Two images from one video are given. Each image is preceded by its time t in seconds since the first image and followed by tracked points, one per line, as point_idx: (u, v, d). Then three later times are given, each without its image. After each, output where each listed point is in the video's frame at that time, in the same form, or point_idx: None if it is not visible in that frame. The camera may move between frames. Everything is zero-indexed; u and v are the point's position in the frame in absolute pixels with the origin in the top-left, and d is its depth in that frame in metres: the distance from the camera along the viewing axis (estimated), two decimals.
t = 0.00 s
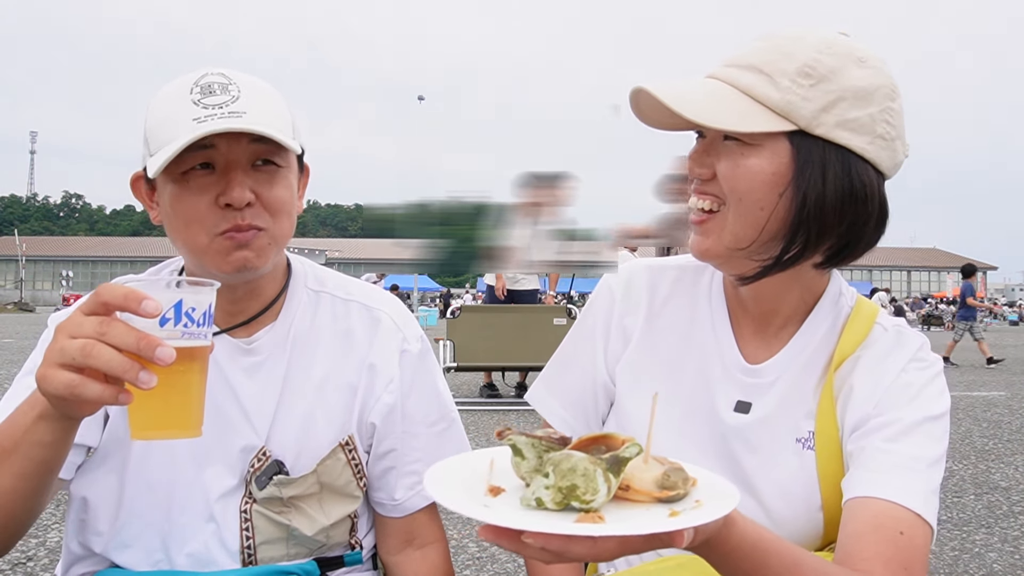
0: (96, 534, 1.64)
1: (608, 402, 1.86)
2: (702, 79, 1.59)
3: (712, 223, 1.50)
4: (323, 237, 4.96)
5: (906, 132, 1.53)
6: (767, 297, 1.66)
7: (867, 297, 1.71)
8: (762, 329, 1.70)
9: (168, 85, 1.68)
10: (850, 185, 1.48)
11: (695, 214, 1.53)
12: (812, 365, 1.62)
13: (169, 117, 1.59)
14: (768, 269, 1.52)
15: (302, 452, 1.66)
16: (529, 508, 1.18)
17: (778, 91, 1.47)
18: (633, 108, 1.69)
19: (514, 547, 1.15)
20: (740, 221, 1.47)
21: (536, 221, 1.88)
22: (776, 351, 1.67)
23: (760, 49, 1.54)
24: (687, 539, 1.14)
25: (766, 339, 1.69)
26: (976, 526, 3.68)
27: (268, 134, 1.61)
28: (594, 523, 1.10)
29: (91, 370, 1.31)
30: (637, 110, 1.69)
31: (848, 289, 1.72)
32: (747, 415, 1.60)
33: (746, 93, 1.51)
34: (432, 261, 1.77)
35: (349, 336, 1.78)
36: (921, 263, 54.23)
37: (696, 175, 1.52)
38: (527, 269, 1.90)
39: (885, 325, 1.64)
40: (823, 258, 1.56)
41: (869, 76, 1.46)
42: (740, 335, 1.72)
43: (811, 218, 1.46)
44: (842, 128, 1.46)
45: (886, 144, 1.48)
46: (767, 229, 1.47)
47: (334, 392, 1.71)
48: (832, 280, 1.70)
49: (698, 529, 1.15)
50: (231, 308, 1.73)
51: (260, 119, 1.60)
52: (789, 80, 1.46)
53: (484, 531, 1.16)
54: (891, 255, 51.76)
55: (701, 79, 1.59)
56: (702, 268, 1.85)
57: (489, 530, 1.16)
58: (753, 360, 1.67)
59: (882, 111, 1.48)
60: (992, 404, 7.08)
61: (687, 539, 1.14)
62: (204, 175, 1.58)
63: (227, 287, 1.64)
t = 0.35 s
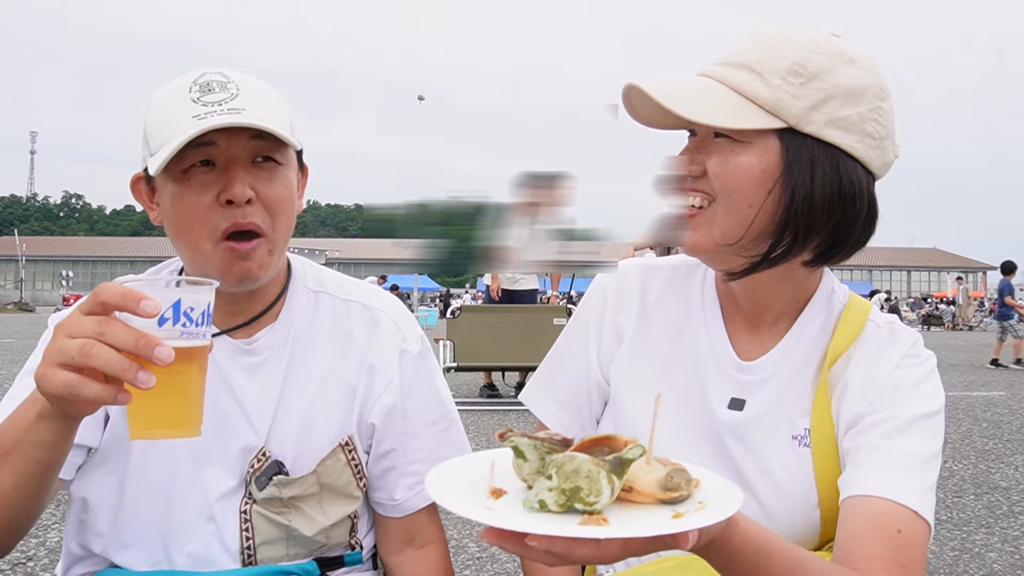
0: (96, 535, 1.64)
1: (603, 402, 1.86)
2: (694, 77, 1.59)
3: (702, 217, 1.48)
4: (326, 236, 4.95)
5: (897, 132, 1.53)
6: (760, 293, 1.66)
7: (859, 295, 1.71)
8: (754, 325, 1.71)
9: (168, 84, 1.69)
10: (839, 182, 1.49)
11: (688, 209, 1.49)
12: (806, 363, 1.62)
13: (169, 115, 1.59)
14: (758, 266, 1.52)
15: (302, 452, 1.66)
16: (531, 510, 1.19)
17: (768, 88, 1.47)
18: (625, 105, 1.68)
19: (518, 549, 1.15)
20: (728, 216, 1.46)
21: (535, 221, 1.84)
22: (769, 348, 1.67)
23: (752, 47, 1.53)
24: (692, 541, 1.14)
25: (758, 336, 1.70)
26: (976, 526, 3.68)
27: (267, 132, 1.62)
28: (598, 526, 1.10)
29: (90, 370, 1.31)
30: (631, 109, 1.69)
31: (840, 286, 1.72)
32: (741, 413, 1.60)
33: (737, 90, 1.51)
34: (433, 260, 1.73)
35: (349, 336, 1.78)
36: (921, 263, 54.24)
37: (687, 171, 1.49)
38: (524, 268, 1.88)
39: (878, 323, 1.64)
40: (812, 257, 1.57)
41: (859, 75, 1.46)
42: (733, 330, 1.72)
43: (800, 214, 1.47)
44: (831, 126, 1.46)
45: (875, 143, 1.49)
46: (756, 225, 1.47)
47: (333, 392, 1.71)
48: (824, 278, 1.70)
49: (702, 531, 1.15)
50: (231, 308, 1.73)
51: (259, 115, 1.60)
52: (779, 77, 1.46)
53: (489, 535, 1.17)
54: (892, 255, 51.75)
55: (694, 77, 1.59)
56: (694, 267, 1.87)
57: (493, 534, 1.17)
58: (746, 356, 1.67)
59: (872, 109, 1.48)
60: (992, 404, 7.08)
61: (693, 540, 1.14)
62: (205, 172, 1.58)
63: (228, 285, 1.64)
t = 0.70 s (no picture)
0: (96, 535, 1.64)
1: (604, 402, 1.86)
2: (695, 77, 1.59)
3: (705, 219, 1.50)
4: (325, 236, 4.95)
5: (898, 131, 1.53)
6: (761, 294, 1.66)
7: (860, 296, 1.71)
8: (755, 326, 1.70)
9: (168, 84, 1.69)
10: (841, 182, 1.49)
11: (688, 210, 1.53)
12: (807, 364, 1.62)
13: (169, 115, 1.59)
14: (760, 266, 1.52)
15: (302, 453, 1.66)
16: (533, 507, 1.19)
17: (769, 88, 1.47)
18: (626, 108, 1.69)
19: (519, 548, 1.15)
20: (730, 217, 1.47)
21: (534, 221, 1.90)
22: (770, 348, 1.67)
23: (752, 47, 1.54)
24: (693, 539, 1.14)
25: (759, 337, 1.70)
26: (976, 526, 3.68)
27: (267, 131, 1.62)
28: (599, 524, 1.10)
29: (91, 372, 1.31)
30: (631, 110, 1.69)
31: (841, 287, 1.72)
32: (742, 414, 1.60)
33: (737, 90, 1.51)
34: (433, 261, 1.79)
35: (349, 337, 1.78)
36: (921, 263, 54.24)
37: (689, 172, 1.52)
38: (524, 268, 1.89)
39: (879, 324, 1.64)
40: (815, 257, 1.57)
41: (860, 74, 1.45)
42: (734, 331, 1.72)
43: (802, 214, 1.47)
44: (833, 126, 1.46)
45: (877, 142, 1.48)
46: (759, 226, 1.47)
47: (334, 393, 1.71)
48: (825, 278, 1.70)
49: (704, 529, 1.15)
50: (231, 307, 1.73)
51: (260, 114, 1.60)
52: (781, 78, 1.46)
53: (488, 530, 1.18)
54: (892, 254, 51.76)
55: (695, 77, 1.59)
56: (696, 268, 1.86)
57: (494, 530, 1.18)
58: (748, 358, 1.67)
59: (874, 108, 1.47)
60: (992, 404, 7.08)
61: (694, 539, 1.14)
62: (206, 172, 1.58)
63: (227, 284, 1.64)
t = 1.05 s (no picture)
0: (97, 536, 1.64)
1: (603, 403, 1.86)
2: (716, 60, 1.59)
3: (701, 201, 1.51)
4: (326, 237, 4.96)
5: (905, 145, 1.54)
6: (760, 292, 1.66)
7: (857, 295, 1.71)
8: (752, 326, 1.70)
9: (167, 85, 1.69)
10: (844, 185, 1.49)
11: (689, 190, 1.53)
12: (805, 365, 1.62)
13: (168, 115, 1.59)
14: (749, 257, 1.52)
15: (302, 454, 1.66)
16: (526, 511, 1.19)
17: (787, 80, 1.46)
18: (642, 84, 1.69)
19: (513, 550, 1.15)
20: (729, 202, 1.47)
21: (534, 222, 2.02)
22: (768, 348, 1.67)
23: (774, 39, 1.54)
24: (685, 542, 1.14)
25: (757, 337, 1.69)
26: (976, 526, 3.68)
27: (266, 132, 1.62)
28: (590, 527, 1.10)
29: (91, 375, 1.31)
30: (648, 89, 1.70)
31: (839, 287, 1.72)
32: (742, 414, 1.60)
33: (756, 78, 1.51)
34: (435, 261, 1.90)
35: (348, 338, 1.78)
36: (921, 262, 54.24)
37: (694, 154, 1.53)
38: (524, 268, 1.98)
39: (877, 323, 1.64)
40: (807, 256, 1.56)
41: (875, 82, 1.46)
42: (731, 330, 1.72)
43: (800, 211, 1.47)
44: (843, 128, 1.46)
45: (883, 152, 1.49)
46: (755, 214, 1.47)
47: (334, 394, 1.71)
48: (823, 281, 1.71)
49: (694, 531, 1.15)
50: (231, 311, 1.73)
51: (258, 114, 1.60)
52: (799, 72, 1.46)
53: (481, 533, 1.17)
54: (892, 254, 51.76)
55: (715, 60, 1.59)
56: (694, 267, 1.86)
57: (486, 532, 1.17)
58: (746, 357, 1.67)
59: (885, 118, 1.48)
60: (992, 404, 7.08)
61: (685, 541, 1.14)
62: (205, 172, 1.58)
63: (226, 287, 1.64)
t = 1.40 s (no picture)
0: (96, 536, 1.64)
1: (606, 402, 1.86)
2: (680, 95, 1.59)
3: (706, 235, 1.51)
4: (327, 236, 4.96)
5: (891, 123, 1.53)
6: (764, 295, 1.66)
7: (863, 296, 1.71)
8: (758, 327, 1.70)
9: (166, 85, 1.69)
10: (837, 183, 1.48)
11: (689, 226, 1.53)
12: (810, 365, 1.61)
13: (164, 115, 1.59)
14: (767, 274, 1.52)
15: (302, 453, 1.66)
16: (533, 505, 1.19)
17: (754, 100, 1.47)
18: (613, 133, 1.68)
19: (520, 544, 1.15)
20: (731, 231, 1.47)
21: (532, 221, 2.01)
22: (772, 350, 1.67)
23: (732, 58, 1.55)
24: (692, 536, 1.15)
25: (763, 339, 1.69)
26: (976, 526, 3.68)
27: (260, 132, 1.61)
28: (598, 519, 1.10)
29: (88, 375, 1.31)
30: (622, 134, 1.67)
31: (844, 286, 1.72)
32: (745, 415, 1.60)
33: (725, 106, 1.51)
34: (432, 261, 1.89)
35: (348, 337, 1.78)
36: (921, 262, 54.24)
37: (685, 190, 1.52)
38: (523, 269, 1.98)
39: (882, 324, 1.64)
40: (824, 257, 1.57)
41: (844, 73, 1.46)
42: (737, 330, 1.72)
43: (807, 219, 1.47)
44: (824, 129, 1.46)
45: (870, 138, 1.48)
46: (758, 239, 1.47)
47: (334, 393, 1.71)
48: (830, 279, 1.70)
49: (704, 525, 1.16)
50: (228, 309, 1.73)
51: (254, 113, 1.60)
52: (764, 87, 1.47)
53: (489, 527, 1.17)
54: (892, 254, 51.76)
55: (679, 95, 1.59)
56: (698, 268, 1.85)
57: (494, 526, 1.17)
58: (751, 359, 1.68)
59: (863, 104, 1.47)
60: (992, 404, 7.08)
61: (692, 535, 1.15)
62: (197, 172, 1.58)
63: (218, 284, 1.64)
